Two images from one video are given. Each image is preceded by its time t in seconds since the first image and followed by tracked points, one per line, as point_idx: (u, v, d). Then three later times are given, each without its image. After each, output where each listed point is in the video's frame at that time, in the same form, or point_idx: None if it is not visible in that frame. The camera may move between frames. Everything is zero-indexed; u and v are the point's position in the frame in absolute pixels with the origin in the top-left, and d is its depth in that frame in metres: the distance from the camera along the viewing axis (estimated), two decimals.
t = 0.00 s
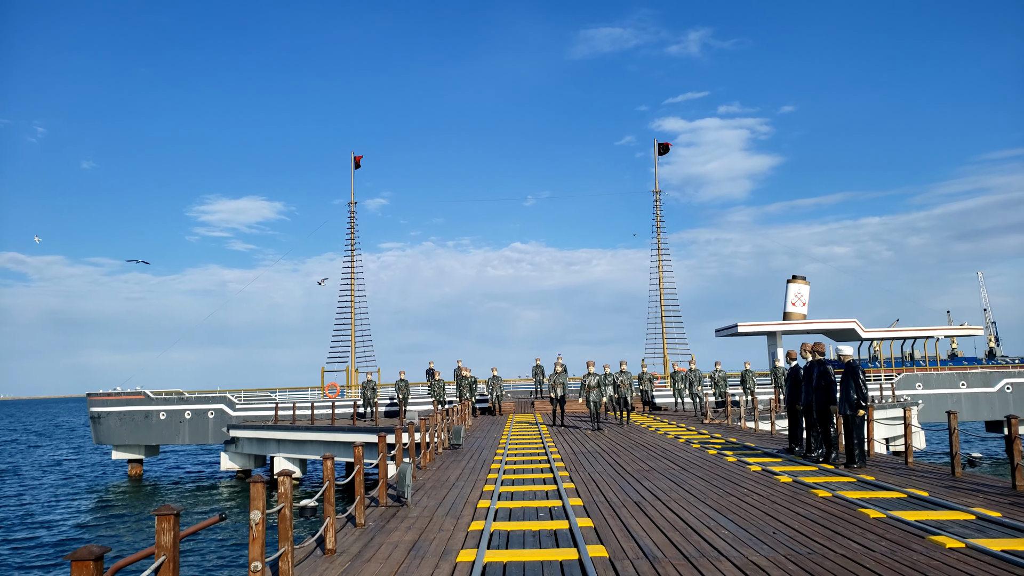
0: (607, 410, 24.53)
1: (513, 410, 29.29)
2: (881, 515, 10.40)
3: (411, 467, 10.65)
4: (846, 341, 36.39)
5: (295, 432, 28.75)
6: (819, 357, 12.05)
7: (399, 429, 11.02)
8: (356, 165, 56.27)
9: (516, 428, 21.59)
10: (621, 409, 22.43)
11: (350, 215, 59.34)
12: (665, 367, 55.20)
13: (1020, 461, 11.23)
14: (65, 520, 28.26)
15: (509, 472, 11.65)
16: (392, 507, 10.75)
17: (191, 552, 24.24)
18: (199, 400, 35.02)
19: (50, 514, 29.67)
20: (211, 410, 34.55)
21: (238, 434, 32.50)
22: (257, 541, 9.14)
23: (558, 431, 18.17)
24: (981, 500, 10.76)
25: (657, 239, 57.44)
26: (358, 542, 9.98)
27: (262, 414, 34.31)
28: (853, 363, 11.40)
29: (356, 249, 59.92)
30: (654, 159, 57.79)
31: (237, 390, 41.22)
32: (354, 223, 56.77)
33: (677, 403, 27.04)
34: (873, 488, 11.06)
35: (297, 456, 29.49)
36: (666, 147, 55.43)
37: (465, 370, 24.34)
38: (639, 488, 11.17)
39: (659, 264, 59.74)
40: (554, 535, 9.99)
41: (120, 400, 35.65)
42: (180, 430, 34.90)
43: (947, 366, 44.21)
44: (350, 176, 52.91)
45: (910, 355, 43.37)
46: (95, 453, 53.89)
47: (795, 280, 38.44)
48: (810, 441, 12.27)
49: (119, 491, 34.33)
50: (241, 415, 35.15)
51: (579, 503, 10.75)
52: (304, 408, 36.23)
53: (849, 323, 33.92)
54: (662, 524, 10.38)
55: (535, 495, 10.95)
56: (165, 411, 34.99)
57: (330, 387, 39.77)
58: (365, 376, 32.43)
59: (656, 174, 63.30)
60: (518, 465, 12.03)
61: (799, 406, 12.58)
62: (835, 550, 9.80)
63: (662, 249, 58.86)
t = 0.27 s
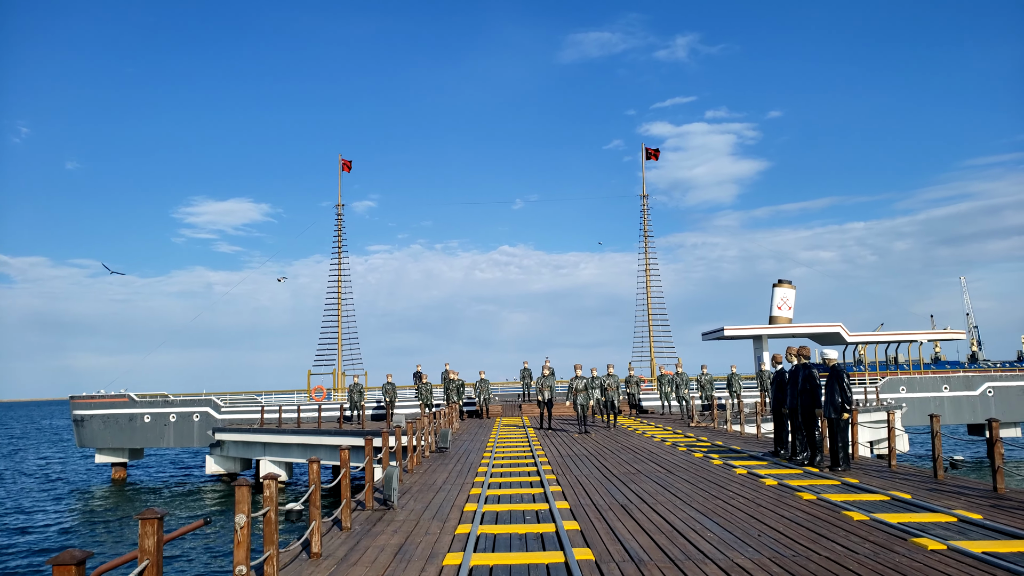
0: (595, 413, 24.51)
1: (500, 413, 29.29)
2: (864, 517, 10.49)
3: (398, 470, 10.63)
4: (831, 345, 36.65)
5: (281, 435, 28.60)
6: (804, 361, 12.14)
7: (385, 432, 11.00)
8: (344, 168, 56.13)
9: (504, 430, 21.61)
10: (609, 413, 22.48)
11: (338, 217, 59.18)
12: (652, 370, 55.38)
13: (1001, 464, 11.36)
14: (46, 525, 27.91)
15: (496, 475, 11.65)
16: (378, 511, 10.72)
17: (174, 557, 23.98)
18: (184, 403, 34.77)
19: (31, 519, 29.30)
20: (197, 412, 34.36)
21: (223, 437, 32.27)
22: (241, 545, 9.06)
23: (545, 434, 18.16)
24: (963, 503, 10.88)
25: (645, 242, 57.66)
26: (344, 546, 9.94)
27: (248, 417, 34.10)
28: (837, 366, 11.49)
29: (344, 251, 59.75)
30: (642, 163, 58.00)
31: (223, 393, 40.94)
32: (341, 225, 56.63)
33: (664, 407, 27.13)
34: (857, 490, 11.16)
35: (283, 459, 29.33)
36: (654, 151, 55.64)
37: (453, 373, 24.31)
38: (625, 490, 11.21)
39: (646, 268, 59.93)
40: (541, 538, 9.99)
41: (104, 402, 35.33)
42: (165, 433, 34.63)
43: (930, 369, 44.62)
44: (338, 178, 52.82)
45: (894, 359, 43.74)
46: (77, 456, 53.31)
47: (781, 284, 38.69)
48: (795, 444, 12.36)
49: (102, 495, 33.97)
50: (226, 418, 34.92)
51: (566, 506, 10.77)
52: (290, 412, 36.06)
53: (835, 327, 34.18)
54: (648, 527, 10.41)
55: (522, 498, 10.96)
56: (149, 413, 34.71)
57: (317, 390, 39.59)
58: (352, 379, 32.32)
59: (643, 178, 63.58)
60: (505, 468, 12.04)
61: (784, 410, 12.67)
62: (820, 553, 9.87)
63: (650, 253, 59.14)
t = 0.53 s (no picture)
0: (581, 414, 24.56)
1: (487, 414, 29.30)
2: (848, 516, 10.59)
3: (384, 471, 10.62)
4: (816, 345, 36.91)
5: (266, 436, 28.46)
6: (789, 361, 12.24)
7: (372, 433, 10.99)
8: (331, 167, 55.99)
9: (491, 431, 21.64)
10: (595, 413, 22.56)
11: (325, 218, 59.03)
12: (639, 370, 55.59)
13: (983, 463, 11.48)
14: (28, 528, 27.61)
15: (483, 476, 11.67)
16: (364, 512, 10.71)
17: (158, 559, 23.80)
18: (168, 404, 34.54)
19: (12, 522, 28.97)
20: (182, 413, 34.17)
21: (208, 439, 32.08)
22: (226, 546, 9.01)
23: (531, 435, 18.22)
24: (944, 502, 11.01)
25: (631, 243, 57.88)
26: (330, 547, 9.92)
27: (234, 418, 33.93)
28: (822, 367, 11.59)
29: (330, 251, 59.60)
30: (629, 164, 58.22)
31: (208, 394, 40.70)
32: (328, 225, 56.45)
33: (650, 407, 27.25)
34: (841, 490, 11.27)
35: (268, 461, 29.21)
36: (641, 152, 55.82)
37: (439, 374, 24.29)
38: (611, 491, 11.26)
39: (633, 269, 60.08)
40: (527, 539, 10.01)
41: (87, 404, 35.03)
42: (149, 434, 34.38)
43: (913, 370, 45.05)
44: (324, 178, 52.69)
45: (878, 359, 44.13)
46: (60, 459, 52.77)
47: (766, 284, 38.94)
48: (780, 445, 12.47)
49: (85, 497, 33.66)
50: (211, 419, 34.72)
51: (553, 507, 10.79)
52: (277, 413, 35.93)
53: (819, 328, 34.42)
54: (634, 527, 10.45)
55: (509, 499, 10.98)
56: (133, 415, 34.45)
57: (303, 391, 39.44)
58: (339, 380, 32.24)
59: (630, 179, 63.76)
60: (492, 469, 12.06)
61: (769, 410, 12.78)
62: (803, 551, 9.96)
63: (636, 254, 59.45)
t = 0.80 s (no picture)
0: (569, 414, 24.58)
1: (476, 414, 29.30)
2: (834, 516, 10.64)
3: (372, 472, 10.60)
4: (803, 346, 37.08)
5: (254, 436, 28.36)
6: (777, 362, 12.29)
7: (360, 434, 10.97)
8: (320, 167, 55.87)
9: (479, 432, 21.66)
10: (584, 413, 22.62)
11: (313, 217, 58.90)
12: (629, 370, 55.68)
13: (967, 463, 11.55)
14: (12, 530, 27.37)
15: (471, 477, 11.67)
16: (351, 513, 10.69)
17: (143, 561, 23.65)
18: (156, 404, 34.38)
19: None
20: (169, 413, 34.04)
21: (195, 439, 31.92)
22: (212, 547, 8.97)
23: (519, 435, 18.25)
24: (929, 501, 11.10)
25: (620, 244, 58.02)
26: (317, 548, 9.90)
27: (222, 418, 33.80)
28: (809, 367, 11.64)
29: (319, 251, 59.47)
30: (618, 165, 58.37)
31: (195, 395, 40.50)
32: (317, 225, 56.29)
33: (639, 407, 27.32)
34: (827, 489, 11.32)
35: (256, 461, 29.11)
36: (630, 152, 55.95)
37: (428, 374, 24.26)
38: (599, 490, 11.28)
39: (622, 269, 60.16)
40: (515, 539, 10.01)
41: (73, 404, 34.80)
42: (136, 434, 34.21)
43: (900, 370, 45.33)
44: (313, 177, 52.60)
45: (865, 359, 44.39)
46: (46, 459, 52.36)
47: (755, 285, 39.10)
48: (767, 445, 12.53)
49: (71, 498, 33.40)
50: (199, 419, 34.58)
51: (540, 507, 10.81)
52: (265, 413, 35.82)
53: (806, 329, 34.58)
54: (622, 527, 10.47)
55: (497, 499, 10.99)
56: (120, 415, 34.25)
57: (291, 391, 39.33)
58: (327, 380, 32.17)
59: (620, 179, 63.84)
60: (480, 469, 12.07)
61: (757, 410, 12.84)
62: (790, 551, 9.99)
63: (625, 255, 59.63)
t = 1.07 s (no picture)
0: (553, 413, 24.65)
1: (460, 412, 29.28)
2: (812, 513, 10.79)
3: (354, 471, 10.55)
4: (783, 346, 37.51)
5: (235, 436, 28.13)
6: (758, 361, 12.41)
7: (342, 433, 10.90)
8: (302, 164, 55.45)
9: (463, 431, 21.68)
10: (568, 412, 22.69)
11: (296, 214, 58.47)
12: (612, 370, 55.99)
13: (942, 461, 11.77)
14: None
15: (453, 476, 11.65)
16: (333, 512, 10.64)
17: (120, 561, 23.33)
18: (134, 402, 33.96)
19: None
20: (147, 412, 33.66)
21: (175, 438, 31.59)
22: (190, 547, 8.88)
23: (504, 434, 18.29)
24: (905, 498, 11.28)
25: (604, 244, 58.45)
26: (298, 547, 9.84)
27: (201, 417, 33.49)
28: (790, 366, 11.77)
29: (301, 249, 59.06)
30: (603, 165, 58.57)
31: (174, 393, 40.06)
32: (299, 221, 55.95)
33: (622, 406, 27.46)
34: (806, 487, 11.47)
35: (236, 460, 28.87)
36: (614, 152, 56.09)
37: (412, 373, 24.21)
38: (582, 489, 11.34)
39: (606, 269, 60.38)
40: (497, 538, 10.02)
41: (49, 402, 34.24)
42: (114, 433, 33.77)
43: (878, 370, 46.00)
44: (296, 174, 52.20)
45: (844, 359, 44.97)
46: (20, 459, 51.46)
47: (737, 285, 39.45)
48: (749, 443, 12.66)
49: (46, 499, 32.88)
50: (178, 418, 34.22)
51: (524, 505, 10.83)
52: (245, 412, 35.53)
53: (787, 329, 34.96)
54: (604, 525, 10.52)
55: (480, 498, 10.99)
56: (97, 413, 33.78)
57: (272, 389, 39.06)
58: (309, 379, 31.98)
59: (604, 180, 64.08)
60: (463, 468, 12.06)
61: (738, 409, 12.97)
62: (769, 549, 10.11)
63: (609, 255, 60.08)
